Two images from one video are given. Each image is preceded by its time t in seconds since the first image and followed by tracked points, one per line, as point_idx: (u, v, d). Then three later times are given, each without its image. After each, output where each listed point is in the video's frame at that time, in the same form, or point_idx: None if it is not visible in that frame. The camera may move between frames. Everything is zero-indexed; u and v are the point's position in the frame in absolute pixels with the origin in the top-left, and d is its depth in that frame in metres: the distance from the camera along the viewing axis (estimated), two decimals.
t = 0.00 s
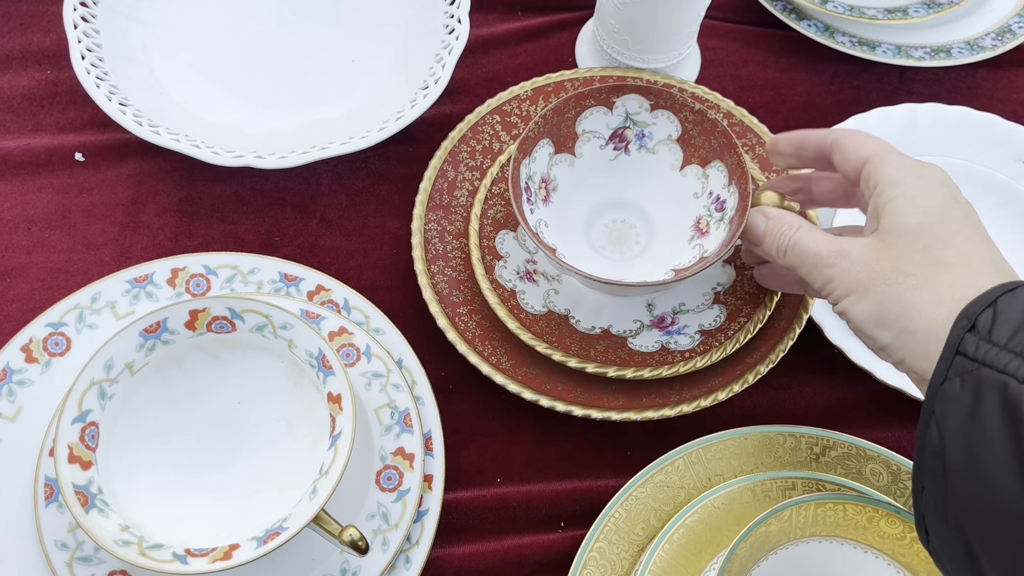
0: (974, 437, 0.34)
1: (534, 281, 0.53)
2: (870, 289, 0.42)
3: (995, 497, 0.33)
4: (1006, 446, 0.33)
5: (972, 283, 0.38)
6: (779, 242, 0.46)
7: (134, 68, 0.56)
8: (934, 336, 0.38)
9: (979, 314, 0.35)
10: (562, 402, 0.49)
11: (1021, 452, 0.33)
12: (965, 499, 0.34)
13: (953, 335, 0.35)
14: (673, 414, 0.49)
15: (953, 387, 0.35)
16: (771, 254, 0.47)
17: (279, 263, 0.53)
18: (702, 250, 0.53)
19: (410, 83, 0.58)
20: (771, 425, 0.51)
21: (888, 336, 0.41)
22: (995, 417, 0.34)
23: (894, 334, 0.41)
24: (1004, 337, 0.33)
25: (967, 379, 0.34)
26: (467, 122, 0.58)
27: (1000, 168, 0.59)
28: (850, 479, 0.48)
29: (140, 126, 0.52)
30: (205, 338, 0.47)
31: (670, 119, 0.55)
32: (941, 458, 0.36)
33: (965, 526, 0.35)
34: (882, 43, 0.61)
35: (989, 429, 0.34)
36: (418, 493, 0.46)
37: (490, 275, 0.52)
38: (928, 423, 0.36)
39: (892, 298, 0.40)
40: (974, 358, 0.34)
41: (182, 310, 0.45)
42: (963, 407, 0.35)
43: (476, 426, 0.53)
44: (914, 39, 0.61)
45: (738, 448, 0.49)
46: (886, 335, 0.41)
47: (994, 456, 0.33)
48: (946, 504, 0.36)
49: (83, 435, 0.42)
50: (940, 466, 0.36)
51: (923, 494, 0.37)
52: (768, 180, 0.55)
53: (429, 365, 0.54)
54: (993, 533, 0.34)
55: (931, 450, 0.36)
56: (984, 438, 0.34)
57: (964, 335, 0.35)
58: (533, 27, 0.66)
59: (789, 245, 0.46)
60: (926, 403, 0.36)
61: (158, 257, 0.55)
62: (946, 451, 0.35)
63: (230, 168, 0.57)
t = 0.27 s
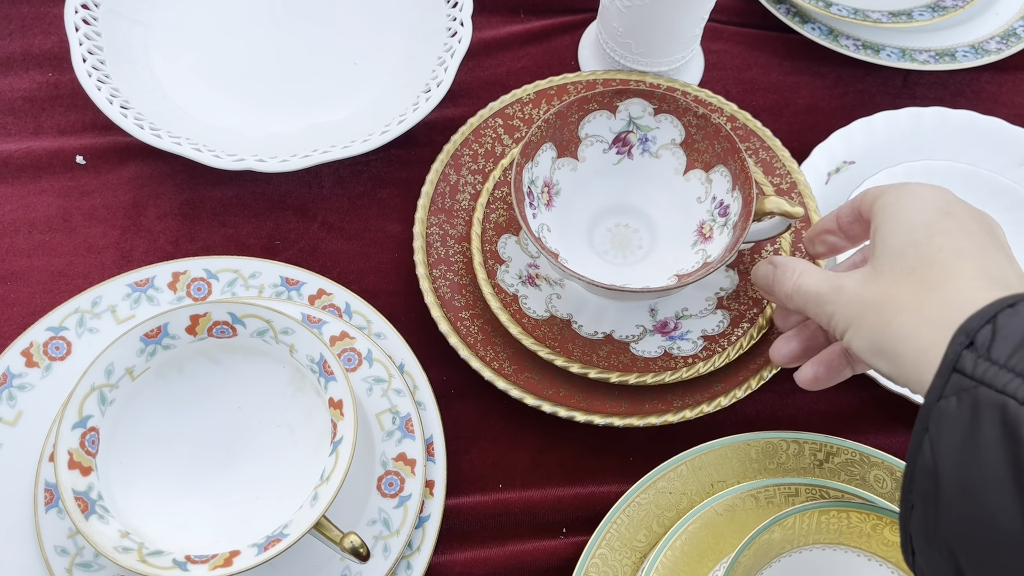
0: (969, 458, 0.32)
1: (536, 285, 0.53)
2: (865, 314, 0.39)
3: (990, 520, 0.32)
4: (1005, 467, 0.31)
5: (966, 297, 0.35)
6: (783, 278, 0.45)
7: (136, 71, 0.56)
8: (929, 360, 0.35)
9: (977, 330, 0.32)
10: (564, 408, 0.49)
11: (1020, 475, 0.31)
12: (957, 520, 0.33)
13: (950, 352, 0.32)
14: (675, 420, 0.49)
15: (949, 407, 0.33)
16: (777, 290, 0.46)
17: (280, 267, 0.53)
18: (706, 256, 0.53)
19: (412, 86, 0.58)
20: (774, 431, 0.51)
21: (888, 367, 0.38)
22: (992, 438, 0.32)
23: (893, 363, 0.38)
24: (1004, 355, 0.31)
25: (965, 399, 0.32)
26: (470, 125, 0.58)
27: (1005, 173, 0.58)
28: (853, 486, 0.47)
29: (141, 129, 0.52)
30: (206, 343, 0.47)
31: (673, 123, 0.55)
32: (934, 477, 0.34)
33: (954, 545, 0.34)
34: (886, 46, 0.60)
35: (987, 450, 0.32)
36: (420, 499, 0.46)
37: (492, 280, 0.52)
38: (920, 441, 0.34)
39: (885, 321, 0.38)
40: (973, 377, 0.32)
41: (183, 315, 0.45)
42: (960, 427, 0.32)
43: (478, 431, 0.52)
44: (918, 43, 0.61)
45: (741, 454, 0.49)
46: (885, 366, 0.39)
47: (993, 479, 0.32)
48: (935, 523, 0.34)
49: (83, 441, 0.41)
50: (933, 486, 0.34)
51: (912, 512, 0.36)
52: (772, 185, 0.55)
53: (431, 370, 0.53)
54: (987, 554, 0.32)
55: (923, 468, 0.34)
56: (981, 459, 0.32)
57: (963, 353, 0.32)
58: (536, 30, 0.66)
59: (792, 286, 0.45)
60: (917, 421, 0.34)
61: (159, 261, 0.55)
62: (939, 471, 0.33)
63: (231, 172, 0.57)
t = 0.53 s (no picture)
0: (934, 427, 0.34)
1: (535, 286, 0.53)
2: (839, 300, 0.43)
3: (952, 486, 0.33)
4: (964, 435, 0.33)
5: (928, 282, 0.38)
6: (759, 278, 0.48)
7: (139, 71, 0.56)
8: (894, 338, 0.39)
9: (940, 305, 0.34)
10: (569, 410, 0.48)
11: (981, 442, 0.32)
12: (923, 488, 0.34)
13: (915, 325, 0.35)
14: (681, 422, 0.49)
15: (915, 377, 0.35)
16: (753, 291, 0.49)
17: (284, 269, 0.52)
18: (706, 257, 0.53)
19: (416, 86, 0.57)
20: (779, 432, 0.51)
21: (862, 347, 0.42)
22: (953, 406, 0.33)
23: (864, 342, 0.42)
24: (965, 325, 0.33)
25: (928, 369, 0.34)
26: (474, 126, 0.58)
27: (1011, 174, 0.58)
28: (859, 489, 0.47)
29: (145, 130, 0.51)
30: (211, 345, 0.47)
31: (675, 123, 0.55)
32: (902, 447, 0.35)
33: (923, 514, 0.35)
34: (891, 47, 0.60)
35: (948, 418, 0.33)
36: (425, 502, 0.46)
37: (492, 280, 0.52)
38: (889, 414, 0.36)
39: (855, 306, 0.42)
40: (935, 348, 0.34)
41: (188, 317, 0.45)
42: (924, 396, 0.34)
43: (482, 432, 0.52)
44: (923, 43, 0.60)
45: (747, 456, 0.48)
46: (856, 341, 0.43)
47: (952, 446, 0.33)
48: (905, 492, 0.36)
49: (87, 443, 0.41)
50: (901, 456, 0.35)
51: (883, 485, 0.37)
52: (774, 186, 0.54)
53: (435, 371, 0.53)
54: (950, 521, 0.34)
55: (892, 440, 0.36)
56: (944, 428, 0.33)
57: (926, 326, 0.34)
58: (540, 30, 0.65)
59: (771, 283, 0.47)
60: (887, 393, 0.36)
61: (163, 262, 0.55)
62: (906, 440, 0.35)
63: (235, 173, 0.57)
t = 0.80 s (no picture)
0: (979, 449, 0.36)
1: (537, 290, 0.53)
2: (888, 286, 0.47)
3: (994, 505, 0.35)
4: (1007, 453, 0.35)
5: (959, 295, 0.44)
6: (796, 277, 0.50)
7: (136, 81, 0.55)
8: (975, 316, 0.43)
9: (991, 329, 0.36)
10: (570, 420, 0.48)
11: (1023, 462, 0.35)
12: (965, 506, 0.36)
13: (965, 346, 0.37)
14: (682, 433, 0.48)
15: (961, 398, 0.37)
16: (789, 291, 0.50)
17: (283, 280, 0.52)
18: (708, 259, 0.52)
19: (414, 95, 0.57)
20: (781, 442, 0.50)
21: (924, 330, 0.45)
22: (1000, 428, 0.36)
23: (924, 325, 0.45)
24: (1015, 350, 0.35)
25: (976, 390, 0.37)
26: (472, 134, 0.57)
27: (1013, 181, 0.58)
28: (862, 500, 0.47)
29: (142, 141, 0.51)
30: (209, 358, 0.46)
31: (674, 126, 0.55)
32: (943, 466, 0.38)
33: (959, 532, 0.37)
34: (890, 53, 0.60)
35: (992, 437, 0.36)
36: (425, 515, 0.46)
37: (493, 284, 0.51)
38: (931, 433, 0.38)
39: (926, 295, 0.45)
40: (986, 371, 0.36)
41: (186, 330, 0.44)
42: (970, 417, 0.37)
43: (482, 444, 0.52)
44: (923, 50, 0.60)
45: (749, 467, 0.48)
46: (908, 325, 0.46)
47: (995, 463, 0.36)
48: (941, 510, 0.38)
49: (85, 459, 0.41)
50: (942, 474, 0.38)
51: (915, 502, 0.39)
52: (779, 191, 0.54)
53: (435, 382, 0.53)
54: (991, 539, 0.36)
55: (933, 459, 0.38)
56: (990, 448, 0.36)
57: (977, 348, 0.36)
58: (538, 37, 0.65)
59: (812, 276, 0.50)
60: (932, 410, 0.38)
61: (161, 273, 0.55)
62: (947, 458, 0.37)
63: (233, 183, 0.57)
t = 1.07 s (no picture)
0: None
1: (634, 263, 0.46)
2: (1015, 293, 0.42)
3: None
4: None
5: None
6: (920, 275, 0.42)
7: (126, 82, 0.55)
8: None
9: None
10: (560, 421, 0.48)
11: None
12: None
13: None
14: (672, 434, 0.48)
15: None
16: (910, 288, 0.42)
17: (273, 281, 0.52)
18: (824, 250, 0.47)
19: (405, 96, 0.57)
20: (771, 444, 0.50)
21: None
22: None
23: None
24: None
25: None
26: (463, 135, 0.57)
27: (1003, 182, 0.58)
28: (852, 501, 0.47)
29: (131, 142, 0.51)
30: (197, 360, 0.46)
31: (801, 105, 0.48)
32: None
33: None
34: (882, 54, 0.60)
35: None
36: (414, 517, 0.46)
37: (588, 254, 0.46)
38: None
39: None
40: None
41: (174, 332, 0.44)
42: None
43: (473, 446, 0.52)
44: (914, 51, 0.60)
45: (739, 468, 0.48)
46: None
47: None
48: None
49: (72, 461, 0.41)
50: None
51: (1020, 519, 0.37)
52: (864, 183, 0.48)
53: (426, 384, 0.53)
54: None
55: None
56: None
57: None
58: (530, 38, 0.65)
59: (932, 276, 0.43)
60: None
61: (150, 275, 0.55)
62: None
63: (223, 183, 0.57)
